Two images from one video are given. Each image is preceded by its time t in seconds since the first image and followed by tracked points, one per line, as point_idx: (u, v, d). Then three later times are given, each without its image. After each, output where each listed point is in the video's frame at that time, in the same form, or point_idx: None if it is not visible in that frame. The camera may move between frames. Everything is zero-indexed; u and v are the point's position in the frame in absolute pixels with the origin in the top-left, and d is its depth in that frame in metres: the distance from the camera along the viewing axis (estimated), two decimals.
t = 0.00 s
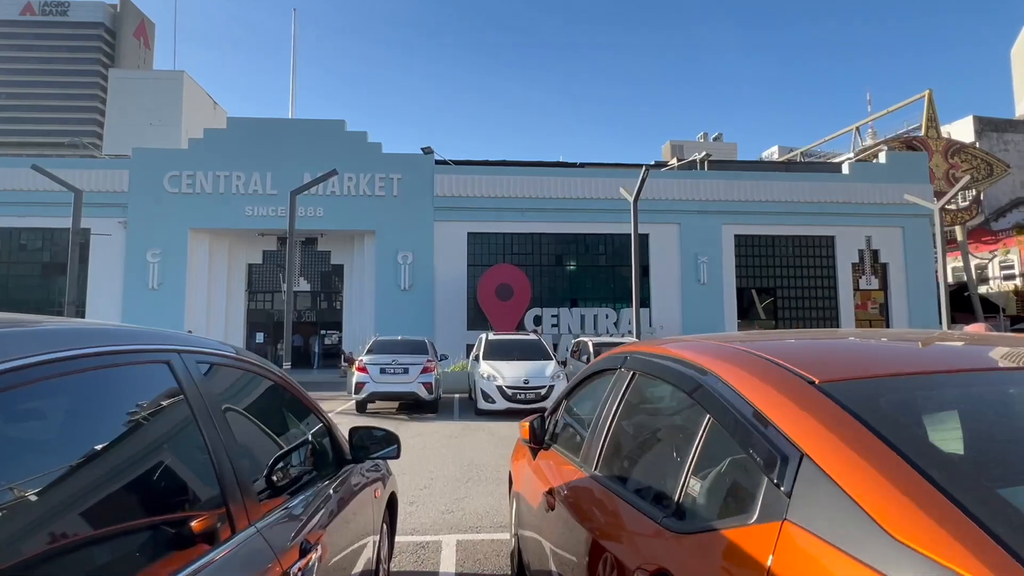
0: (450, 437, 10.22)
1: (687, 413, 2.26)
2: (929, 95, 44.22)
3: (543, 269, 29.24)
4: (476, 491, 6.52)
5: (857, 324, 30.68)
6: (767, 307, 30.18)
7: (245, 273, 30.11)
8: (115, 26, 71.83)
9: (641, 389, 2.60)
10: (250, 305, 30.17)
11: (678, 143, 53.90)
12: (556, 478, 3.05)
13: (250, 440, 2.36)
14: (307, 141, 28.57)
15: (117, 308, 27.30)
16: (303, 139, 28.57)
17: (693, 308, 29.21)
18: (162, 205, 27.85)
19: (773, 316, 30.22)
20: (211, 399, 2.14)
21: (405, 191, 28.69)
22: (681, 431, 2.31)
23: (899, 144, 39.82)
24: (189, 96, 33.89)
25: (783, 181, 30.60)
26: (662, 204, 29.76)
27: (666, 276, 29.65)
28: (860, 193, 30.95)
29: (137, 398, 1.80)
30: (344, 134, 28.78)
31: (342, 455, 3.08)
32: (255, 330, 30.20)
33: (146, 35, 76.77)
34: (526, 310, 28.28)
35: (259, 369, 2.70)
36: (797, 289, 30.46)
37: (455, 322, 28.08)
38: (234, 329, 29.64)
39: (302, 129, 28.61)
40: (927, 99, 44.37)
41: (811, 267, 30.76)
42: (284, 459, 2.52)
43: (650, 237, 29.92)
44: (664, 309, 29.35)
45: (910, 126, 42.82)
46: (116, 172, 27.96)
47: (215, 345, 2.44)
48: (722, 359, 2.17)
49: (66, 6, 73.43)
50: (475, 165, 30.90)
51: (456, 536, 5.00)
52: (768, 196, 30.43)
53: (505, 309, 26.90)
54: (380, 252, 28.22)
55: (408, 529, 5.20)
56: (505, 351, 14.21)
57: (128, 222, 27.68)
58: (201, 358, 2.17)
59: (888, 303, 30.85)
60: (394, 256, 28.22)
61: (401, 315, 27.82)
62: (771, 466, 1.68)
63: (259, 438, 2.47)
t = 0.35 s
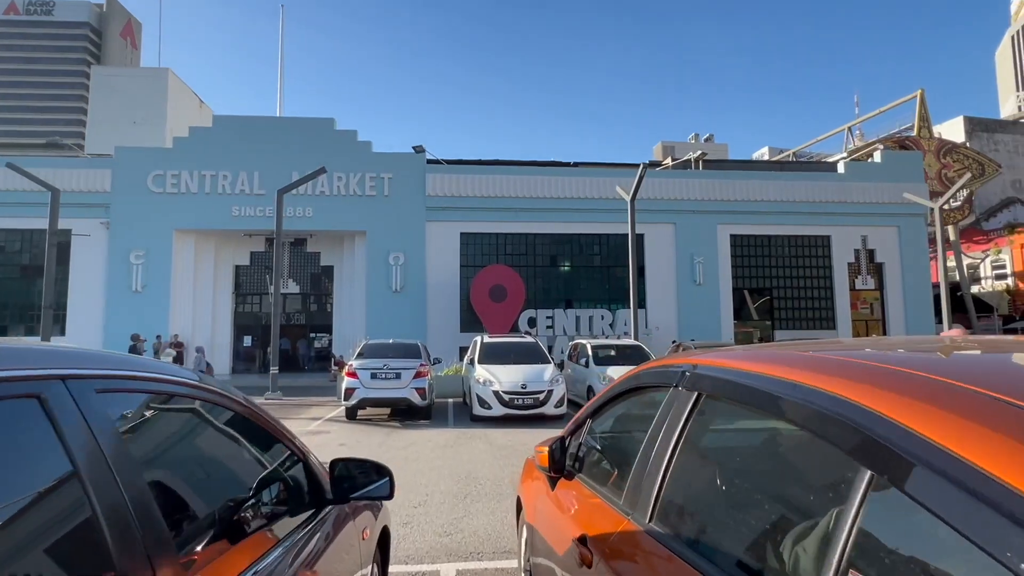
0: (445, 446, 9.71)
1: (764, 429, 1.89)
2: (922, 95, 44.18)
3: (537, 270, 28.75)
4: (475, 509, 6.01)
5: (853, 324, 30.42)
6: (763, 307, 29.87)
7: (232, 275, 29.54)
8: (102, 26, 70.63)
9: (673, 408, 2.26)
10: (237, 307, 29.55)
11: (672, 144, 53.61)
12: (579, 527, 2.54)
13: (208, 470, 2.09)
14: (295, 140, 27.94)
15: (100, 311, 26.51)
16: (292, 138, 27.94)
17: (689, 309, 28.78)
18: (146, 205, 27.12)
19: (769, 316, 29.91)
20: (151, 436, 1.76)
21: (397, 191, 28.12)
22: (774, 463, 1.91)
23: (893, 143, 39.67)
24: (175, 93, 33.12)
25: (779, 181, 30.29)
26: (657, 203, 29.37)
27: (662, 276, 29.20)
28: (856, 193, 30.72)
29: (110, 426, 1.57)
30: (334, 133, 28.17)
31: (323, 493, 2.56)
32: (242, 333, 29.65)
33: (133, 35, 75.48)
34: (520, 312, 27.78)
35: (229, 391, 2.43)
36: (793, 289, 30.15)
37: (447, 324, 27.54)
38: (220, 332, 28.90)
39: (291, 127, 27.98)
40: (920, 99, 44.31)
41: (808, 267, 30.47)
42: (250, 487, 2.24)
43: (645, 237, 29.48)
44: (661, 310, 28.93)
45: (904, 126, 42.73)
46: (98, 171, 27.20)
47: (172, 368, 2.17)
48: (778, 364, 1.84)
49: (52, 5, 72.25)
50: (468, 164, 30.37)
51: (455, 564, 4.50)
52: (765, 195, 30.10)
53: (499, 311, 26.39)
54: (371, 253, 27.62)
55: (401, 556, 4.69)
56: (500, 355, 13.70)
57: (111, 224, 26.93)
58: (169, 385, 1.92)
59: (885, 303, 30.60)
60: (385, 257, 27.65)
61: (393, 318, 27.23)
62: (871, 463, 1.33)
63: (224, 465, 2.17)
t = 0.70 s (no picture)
0: (449, 451, 9.23)
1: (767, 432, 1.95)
2: (930, 89, 43.50)
3: (541, 268, 28.21)
4: (483, 524, 5.54)
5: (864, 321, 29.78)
6: (772, 304, 29.24)
7: (232, 275, 29.07)
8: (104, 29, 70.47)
9: (678, 423, 2.31)
10: (237, 307, 29.05)
11: (676, 141, 52.90)
12: (604, 565, 2.21)
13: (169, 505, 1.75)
14: (295, 137, 27.48)
15: (98, 312, 26.06)
16: (291, 135, 27.49)
17: (697, 307, 28.17)
18: (144, 204, 26.69)
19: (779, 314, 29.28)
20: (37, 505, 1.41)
21: (398, 188, 27.63)
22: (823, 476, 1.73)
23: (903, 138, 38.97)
24: (173, 91, 32.66)
25: (787, 176, 29.70)
26: (664, 200, 28.81)
27: (669, 274, 28.58)
28: (865, 187, 30.13)
29: None
30: (335, 130, 27.69)
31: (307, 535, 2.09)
32: (242, 334, 29.10)
33: (135, 36, 75.14)
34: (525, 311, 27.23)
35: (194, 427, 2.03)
36: (803, 286, 29.50)
37: (450, 324, 27.02)
38: (220, 332, 28.43)
39: (290, 124, 27.52)
40: (929, 93, 43.62)
41: (817, 263, 29.85)
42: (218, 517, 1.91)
43: (652, 233, 28.88)
44: (668, 308, 28.32)
45: (912, 121, 42.08)
46: (95, 169, 26.76)
47: (126, 397, 1.78)
48: (758, 362, 1.96)
49: (52, 8, 72.12)
50: (470, 160, 29.82)
51: None
52: (774, 191, 29.51)
53: (502, 310, 25.86)
54: (373, 252, 27.15)
55: None
56: (506, 354, 13.19)
57: (108, 223, 26.48)
58: (114, 418, 1.56)
59: (896, 300, 29.99)
60: (387, 256, 27.16)
61: (395, 318, 26.73)
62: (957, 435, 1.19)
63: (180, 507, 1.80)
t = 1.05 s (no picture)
0: (469, 455, 8.76)
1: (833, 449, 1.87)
2: (964, 75, 41.89)
3: (561, 264, 27.61)
4: (507, 541, 5.09)
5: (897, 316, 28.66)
6: (802, 298, 28.32)
7: (251, 274, 28.93)
8: (127, 35, 71.35)
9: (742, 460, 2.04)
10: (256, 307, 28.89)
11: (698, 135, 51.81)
12: None
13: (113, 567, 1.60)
14: (311, 135, 27.26)
15: (119, 312, 26.11)
16: (307, 133, 27.28)
17: (723, 303, 27.33)
18: (162, 204, 26.69)
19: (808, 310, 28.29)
20: None
21: (415, 185, 27.26)
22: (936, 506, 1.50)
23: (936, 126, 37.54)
24: (191, 92, 32.69)
25: (816, 167, 28.71)
26: (687, 193, 28.00)
27: (692, 269, 27.77)
28: (898, 178, 28.99)
29: None
30: (351, 127, 27.41)
31: None
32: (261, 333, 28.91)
33: (158, 42, 76.05)
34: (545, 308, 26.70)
35: (150, 488, 1.89)
36: (832, 281, 28.47)
37: (469, 322, 26.58)
38: (239, 332, 28.33)
39: (306, 122, 27.31)
40: (963, 80, 42.01)
41: (847, 257, 28.81)
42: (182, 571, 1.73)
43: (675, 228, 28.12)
44: (692, 304, 27.51)
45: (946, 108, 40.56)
46: (114, 170, 26.83)
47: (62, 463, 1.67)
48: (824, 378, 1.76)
49: (77, 15, 73.32)
50: (488, 155, 29.33)
51: None
52: (801, 182, 28.53)
53: (521, 308, 25.37)
54: (390, 249, 26.83)
55: None
56: (526, 352, 12.67)
57: (127, 223, 26.52)
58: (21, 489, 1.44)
59: (930, 294, 28.82)
60: (405, 254, 26.81)
61: (413, 317, 26.41)
62: None
63: None
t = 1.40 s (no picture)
0: (501, 462, 8.20)
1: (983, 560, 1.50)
2: None
3: (595, 262, 26.85)
4: (541, 566, 4.53)
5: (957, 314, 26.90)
6: (849, 294, 26.75)
7: (285, 275, 29.02)
8: (170, 45, 73.51)
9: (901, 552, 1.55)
10: (290, 306, 28.94)
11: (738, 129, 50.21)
12: None
13: None
14: (342, 135, 27.23)
15: (157, 313, 26.51)
16: (338, 133, 27.25)
17: (766, 301, 26.13)
18: (199, 206, 27.00)
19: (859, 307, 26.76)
20: None
21: (446, 182, 26.88)
22: None
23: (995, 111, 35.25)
24: (226, 95, 33.13)
25: (865, 156, 27.21)
26: (728, 186, 26.87)
27: (734, 265, 26.63)
28: (956, 166, 27.24)
29: None
30: (381, 125, 27.22)
31: None
32: (296, 333, 28.86)
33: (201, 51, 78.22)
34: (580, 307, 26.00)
35: None
36: (885, 276, 26.88)
37: (502, 322, 26.08)
38: (274, 332, 28.48)
39: (338, 122, 27.27)
40: None
41: (901, 251, 27.18)
42: None
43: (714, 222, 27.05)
44: (734, 302, 26.35)
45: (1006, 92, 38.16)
46: (151, 173, 27.27)
47: None
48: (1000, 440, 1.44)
49: (124, 27, 75.83)
50: (520, 151, 28.76)
51: None
52: (850, 173, 27.05)
53: (555, 306, 24.71)
54: (422, 248, 26.54)
55: None
56: (561, 353, 12.05)
57: (165, 225, 26.92)
58: None
59: (992, 290, 27.00)
60: (436, 252, 26.49)
61: (445, 316, 26.09)
62: None
63: None
